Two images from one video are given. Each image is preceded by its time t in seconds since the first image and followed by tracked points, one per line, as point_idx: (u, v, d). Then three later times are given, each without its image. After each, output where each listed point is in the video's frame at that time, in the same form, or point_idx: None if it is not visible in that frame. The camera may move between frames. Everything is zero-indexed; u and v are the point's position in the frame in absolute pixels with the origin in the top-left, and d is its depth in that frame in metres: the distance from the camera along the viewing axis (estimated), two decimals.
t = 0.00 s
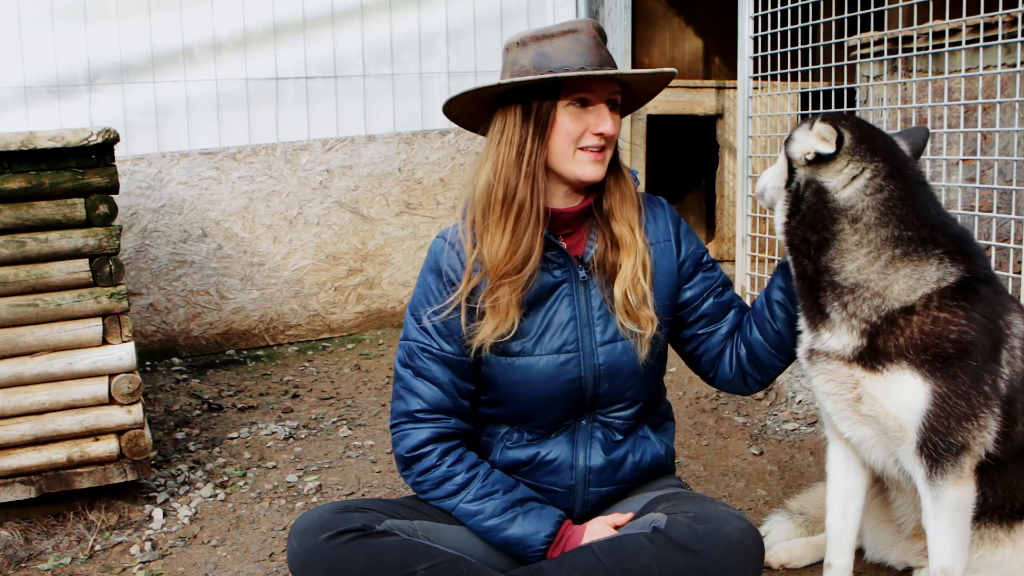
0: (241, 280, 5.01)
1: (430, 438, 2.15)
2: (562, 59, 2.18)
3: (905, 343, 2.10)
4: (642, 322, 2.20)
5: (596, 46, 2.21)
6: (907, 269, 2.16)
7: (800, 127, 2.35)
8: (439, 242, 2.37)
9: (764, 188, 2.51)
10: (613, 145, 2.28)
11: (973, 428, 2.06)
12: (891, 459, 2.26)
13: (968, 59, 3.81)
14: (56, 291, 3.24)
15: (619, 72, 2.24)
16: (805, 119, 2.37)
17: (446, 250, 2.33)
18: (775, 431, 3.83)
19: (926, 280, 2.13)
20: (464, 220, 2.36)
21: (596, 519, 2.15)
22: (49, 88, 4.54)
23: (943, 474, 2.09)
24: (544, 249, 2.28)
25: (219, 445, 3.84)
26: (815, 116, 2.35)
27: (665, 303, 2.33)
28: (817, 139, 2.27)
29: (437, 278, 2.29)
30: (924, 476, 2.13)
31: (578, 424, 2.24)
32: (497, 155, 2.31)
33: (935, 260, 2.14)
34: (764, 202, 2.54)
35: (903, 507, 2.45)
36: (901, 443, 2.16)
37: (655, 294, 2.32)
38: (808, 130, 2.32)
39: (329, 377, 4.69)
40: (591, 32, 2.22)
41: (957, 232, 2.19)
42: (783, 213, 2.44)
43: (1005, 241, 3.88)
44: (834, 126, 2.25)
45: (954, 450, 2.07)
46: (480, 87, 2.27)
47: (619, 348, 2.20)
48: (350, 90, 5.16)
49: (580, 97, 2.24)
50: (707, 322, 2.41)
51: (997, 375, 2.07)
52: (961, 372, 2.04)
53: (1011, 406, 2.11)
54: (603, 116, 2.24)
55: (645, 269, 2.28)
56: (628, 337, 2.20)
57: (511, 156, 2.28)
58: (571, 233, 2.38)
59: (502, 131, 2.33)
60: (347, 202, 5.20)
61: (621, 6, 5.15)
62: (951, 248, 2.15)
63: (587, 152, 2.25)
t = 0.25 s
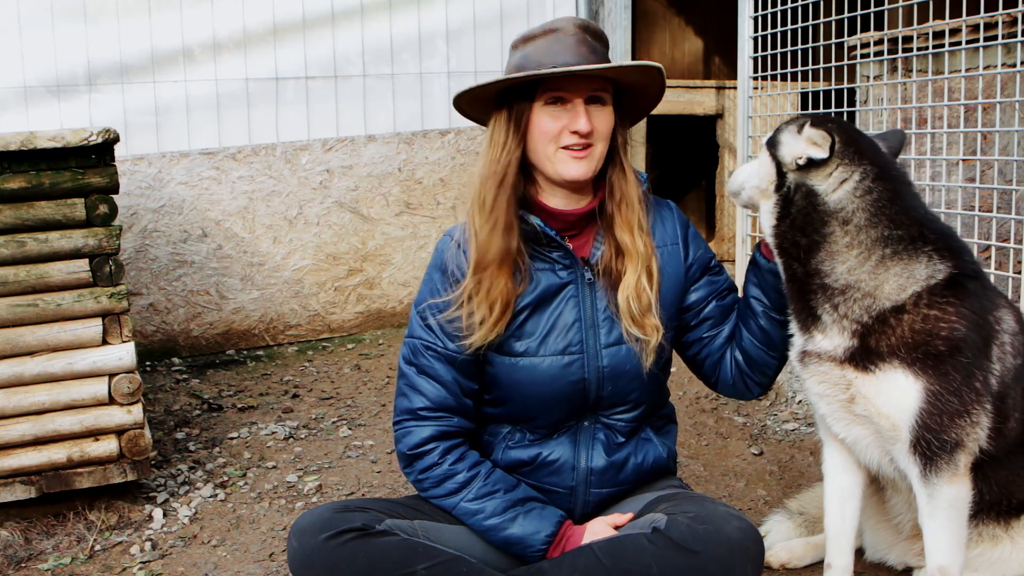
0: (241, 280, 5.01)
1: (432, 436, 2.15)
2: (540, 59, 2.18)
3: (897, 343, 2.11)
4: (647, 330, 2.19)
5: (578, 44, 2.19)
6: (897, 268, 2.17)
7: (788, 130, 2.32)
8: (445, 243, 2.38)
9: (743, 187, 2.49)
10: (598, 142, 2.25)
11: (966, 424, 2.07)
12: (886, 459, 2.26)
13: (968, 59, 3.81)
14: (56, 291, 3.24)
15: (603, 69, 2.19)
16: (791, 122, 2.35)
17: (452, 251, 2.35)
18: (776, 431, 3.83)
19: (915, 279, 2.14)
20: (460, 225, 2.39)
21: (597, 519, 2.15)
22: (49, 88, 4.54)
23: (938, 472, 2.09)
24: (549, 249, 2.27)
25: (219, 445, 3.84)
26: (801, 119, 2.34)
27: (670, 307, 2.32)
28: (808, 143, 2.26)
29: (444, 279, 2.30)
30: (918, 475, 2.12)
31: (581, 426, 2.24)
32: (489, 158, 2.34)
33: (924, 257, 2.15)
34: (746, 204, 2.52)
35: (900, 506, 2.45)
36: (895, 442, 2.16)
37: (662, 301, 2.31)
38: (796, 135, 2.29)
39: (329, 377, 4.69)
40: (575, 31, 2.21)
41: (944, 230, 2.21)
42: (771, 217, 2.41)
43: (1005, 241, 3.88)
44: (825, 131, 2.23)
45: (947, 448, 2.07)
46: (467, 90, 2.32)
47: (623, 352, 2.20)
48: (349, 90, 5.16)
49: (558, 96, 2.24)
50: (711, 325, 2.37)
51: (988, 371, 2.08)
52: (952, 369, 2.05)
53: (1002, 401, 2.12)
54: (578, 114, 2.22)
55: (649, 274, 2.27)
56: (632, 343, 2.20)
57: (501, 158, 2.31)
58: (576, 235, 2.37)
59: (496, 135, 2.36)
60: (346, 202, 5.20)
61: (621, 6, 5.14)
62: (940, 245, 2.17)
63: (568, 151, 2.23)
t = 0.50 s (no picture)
0: (241, 280, 5.01)
1: (433, 437, 2.15)
2: (530, 63, 2.20)
3: (891, 345, 2.11)
4: (649, 335, 2.19)
5: (569, 47, 2.19)
6: (892, 271, 2.17)
7: (788, 134, 2.31)
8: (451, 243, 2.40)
9: (738, 187, 2.47)
10: (590, 145, 2.24)
11: (960, 425, 2.07)
12: (880, 459, 2.27)
13: (968, 59, 3.80)
14: (56, 291, 3.24)
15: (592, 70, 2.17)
16: (788, 125, 2.34)
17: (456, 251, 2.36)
18: (775, 431, 3.83)
19: (910, 282, 2.14)
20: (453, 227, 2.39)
21: (596, 520, 2.15)
22: (49, 88, 4.54)
23: (931, 472, 2.09)
24: (552, 252, 2.26)
25: (219, 445, 3.84)
26: (798, 122, 2.33)
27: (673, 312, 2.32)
28: (811, 148, 2.25)
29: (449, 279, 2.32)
30: (912, 475, 2.13)
31: (581, 428, 2.24)
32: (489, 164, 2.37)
33: (919, 259, 2.15)
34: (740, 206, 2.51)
35: (894, 506, 2.46)
36: (889, 443, 2.17)
37: (665, 306, 2.30)
38: (796, 139, 2.29)
39: (329, 377, 4.69)
40: (567, 33, 2.21)
41: (941, 233, 2.21)
42: (770, 220, 2.41)
43: (1005, 241, 3.88)
44: (829, 136, 2.22)
45: (940, 448, 2.07)
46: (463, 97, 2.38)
47: (626, 357, 2.20)
48: (350, 90, 5.16)
49: (545, 101, 2.25)
50: (714, 331, 2.39)
51: (981, 372, 2.08)
52: (945, 371, 2.05)
53: (995, 402, 2.12)
54: (565, 117, 2.23)
55: (652, 279, 2.26)
56: (635, 348, 2.20)
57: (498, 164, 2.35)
58: (579, 238, 2.38)
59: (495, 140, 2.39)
60: (347, 202, 5.20)
61: (621, 6, 5.14)
62: (934, 247, 2.17)
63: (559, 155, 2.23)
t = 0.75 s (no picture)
0: (241, 280, 5.01)
1: (433, 436, 2.15)
2: (534, 64, 2.20)
3: (904, 344, 2.10)
4: (648, 339, 2.19)
5: (572, 49, 2.18)
6: (906, 270, 2.16)
7: (802, 134, 2.32)
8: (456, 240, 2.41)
9: (746, 191, 2.47)
10: (590, 149, 2.24)
11: (969, 425, 2.07)
12: (887, 460, 2.27)
13: (968, 59, 3.81)
14: (56, 291, 3.24)
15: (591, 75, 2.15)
16: (802, 125, 2.35)
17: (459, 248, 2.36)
18: (775, 431, 3.83)
19: (925, 282, 2.13)
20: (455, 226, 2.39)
21: (596, 519, 2.15)
22: (49, 88, 4.53)
23: (940, 474, 2.10)
24: (555, 252, 2.26)
25: (219, 445, 3.84)
26: (812, 122, 2.33)
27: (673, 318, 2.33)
28: (828, 147, 2.26)
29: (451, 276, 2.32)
30: (921, 477, 2.13)
31: (579, 429, 2.24)
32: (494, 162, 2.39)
33: (934, 260, 2.15)
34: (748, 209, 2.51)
35: (900, 509, 2.45)
36: (897, 445, 2.17)
37: (665, 310, 2.32)
38: (811, 139, 2.30)
39: (329, 377, 4.69)
40: (572, 34, 2.19)
41: (953, 235, 2.21)
42: (783, 222, 2.41)
43: (1005, 241, 3.88)
44: (844, 135, 2.23)
45: (950, 449, 2.07)
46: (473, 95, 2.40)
47: (626, 359, 2.20)
48: (350, 91, 5.16)
49: (547, 104, 2.24)
50: (706, 346, 2.41)
51: (992, 373, 2.08)
52: (956, 371, 2.05)
53: (1006, 402, 2.12)
54: (566, 121, 2.23)
55: (652, 285, 2.27)
56: (634, 352, 2.20)
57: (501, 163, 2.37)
58: (582, 239, 2.38)
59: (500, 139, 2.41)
60: (346, 202, 5.20)
61: (621, 6, 5.10)
62: (947, 248, 2.17)
63: (559, 159, 2.23)
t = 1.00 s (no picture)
0: (241, 280, 5.01)
1: (439, 428, 2.14)
2: (561, 59, 2.21)
3: (911, 343, 2.11)
4: (661, 349, 2.19)
5: (600, 49, 2.18)
6: (915, 270, 2.17)
7: (816, 137, 2.32)
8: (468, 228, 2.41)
9: (753, 194, 2.47)
10: (600, 152, 2.23)
11: (975, 424, 2.07)
12: (892, 460, 2.26)
13: (968, 59, 3.81)
14: (56, 291, 3.24)
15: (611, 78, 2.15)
16: (811, 126, 2.36)
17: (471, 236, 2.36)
18: (776, 431, 3.83)
19: (934, 282, 2.14)
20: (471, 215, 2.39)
21: (595, 520, 2.15)
22: (49, 88, 4.53)
23: (944, 473, 2.10)
24: (569, 249, 2.27)
25: (219, 445, 3.84)
26: (822, 123, 2.34)
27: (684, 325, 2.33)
28: (846, 149, 2.25)
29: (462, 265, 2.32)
30: (924, 476, 2.13)
31: (584, 430, 2.24)
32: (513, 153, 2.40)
33: (944, 260, 2.16)
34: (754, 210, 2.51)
35: (903, 509, 2.45)
36: (902, 444, 2.17)
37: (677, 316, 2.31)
38: (825, 142, 2.30)
39: (329, 377, 4.69)
40: (602, 34, 2.19)
41: (962, 235, 2.22)
42: (794, 224, 2.41)
43: (1005, 241, 3.88)
44: (863, 138, 2.23)
45: (955, 448, 2.08)
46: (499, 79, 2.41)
47: (635, 358, 2.20)
48: (350, 90, 5.16)
49: (563, 100, 2.24)
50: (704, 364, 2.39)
51: (998, 372, 2.09)
52: (963, 370, 2.06)
53: (1012, 401, 2.12)
54: (580, 120, 2.22)
55: (667, 295, 2.26)
56: (644, 356, 2.19)
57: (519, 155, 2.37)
58: (596, 237, 2.36)
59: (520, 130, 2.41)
60: (346, 202, 5.20)
61: (621, 6, 5.10)
62: (956, 249, 2.18)
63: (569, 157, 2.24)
